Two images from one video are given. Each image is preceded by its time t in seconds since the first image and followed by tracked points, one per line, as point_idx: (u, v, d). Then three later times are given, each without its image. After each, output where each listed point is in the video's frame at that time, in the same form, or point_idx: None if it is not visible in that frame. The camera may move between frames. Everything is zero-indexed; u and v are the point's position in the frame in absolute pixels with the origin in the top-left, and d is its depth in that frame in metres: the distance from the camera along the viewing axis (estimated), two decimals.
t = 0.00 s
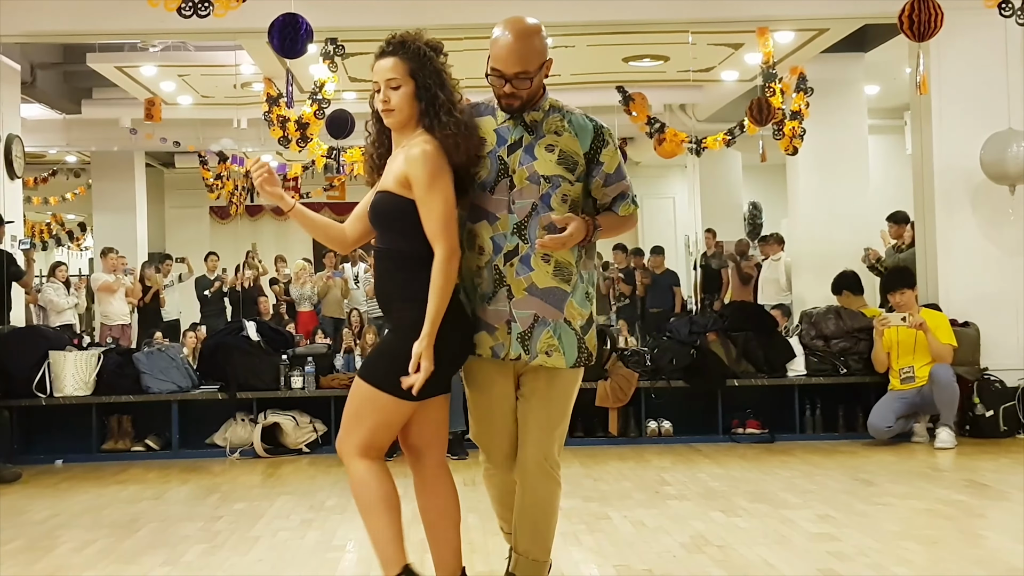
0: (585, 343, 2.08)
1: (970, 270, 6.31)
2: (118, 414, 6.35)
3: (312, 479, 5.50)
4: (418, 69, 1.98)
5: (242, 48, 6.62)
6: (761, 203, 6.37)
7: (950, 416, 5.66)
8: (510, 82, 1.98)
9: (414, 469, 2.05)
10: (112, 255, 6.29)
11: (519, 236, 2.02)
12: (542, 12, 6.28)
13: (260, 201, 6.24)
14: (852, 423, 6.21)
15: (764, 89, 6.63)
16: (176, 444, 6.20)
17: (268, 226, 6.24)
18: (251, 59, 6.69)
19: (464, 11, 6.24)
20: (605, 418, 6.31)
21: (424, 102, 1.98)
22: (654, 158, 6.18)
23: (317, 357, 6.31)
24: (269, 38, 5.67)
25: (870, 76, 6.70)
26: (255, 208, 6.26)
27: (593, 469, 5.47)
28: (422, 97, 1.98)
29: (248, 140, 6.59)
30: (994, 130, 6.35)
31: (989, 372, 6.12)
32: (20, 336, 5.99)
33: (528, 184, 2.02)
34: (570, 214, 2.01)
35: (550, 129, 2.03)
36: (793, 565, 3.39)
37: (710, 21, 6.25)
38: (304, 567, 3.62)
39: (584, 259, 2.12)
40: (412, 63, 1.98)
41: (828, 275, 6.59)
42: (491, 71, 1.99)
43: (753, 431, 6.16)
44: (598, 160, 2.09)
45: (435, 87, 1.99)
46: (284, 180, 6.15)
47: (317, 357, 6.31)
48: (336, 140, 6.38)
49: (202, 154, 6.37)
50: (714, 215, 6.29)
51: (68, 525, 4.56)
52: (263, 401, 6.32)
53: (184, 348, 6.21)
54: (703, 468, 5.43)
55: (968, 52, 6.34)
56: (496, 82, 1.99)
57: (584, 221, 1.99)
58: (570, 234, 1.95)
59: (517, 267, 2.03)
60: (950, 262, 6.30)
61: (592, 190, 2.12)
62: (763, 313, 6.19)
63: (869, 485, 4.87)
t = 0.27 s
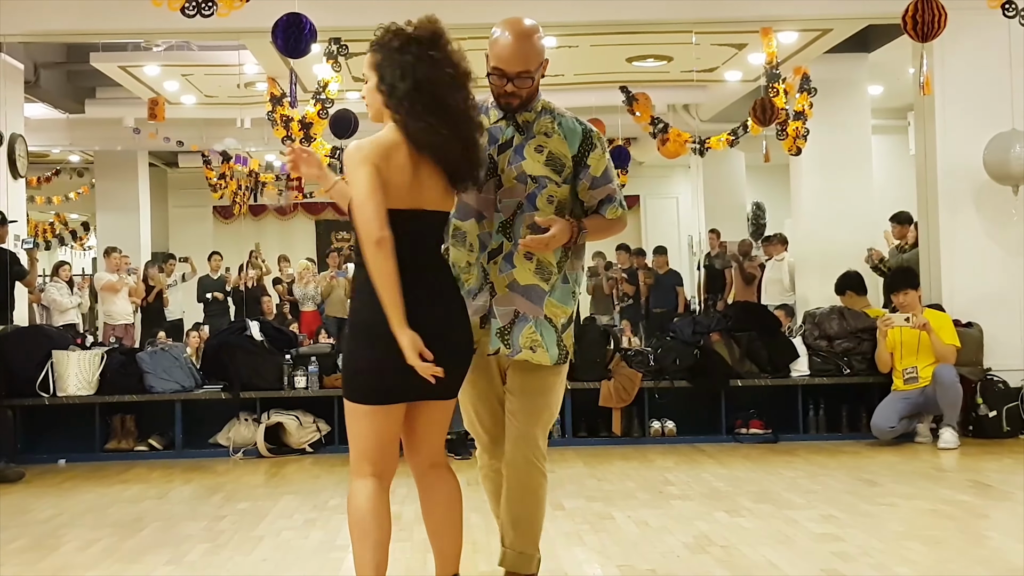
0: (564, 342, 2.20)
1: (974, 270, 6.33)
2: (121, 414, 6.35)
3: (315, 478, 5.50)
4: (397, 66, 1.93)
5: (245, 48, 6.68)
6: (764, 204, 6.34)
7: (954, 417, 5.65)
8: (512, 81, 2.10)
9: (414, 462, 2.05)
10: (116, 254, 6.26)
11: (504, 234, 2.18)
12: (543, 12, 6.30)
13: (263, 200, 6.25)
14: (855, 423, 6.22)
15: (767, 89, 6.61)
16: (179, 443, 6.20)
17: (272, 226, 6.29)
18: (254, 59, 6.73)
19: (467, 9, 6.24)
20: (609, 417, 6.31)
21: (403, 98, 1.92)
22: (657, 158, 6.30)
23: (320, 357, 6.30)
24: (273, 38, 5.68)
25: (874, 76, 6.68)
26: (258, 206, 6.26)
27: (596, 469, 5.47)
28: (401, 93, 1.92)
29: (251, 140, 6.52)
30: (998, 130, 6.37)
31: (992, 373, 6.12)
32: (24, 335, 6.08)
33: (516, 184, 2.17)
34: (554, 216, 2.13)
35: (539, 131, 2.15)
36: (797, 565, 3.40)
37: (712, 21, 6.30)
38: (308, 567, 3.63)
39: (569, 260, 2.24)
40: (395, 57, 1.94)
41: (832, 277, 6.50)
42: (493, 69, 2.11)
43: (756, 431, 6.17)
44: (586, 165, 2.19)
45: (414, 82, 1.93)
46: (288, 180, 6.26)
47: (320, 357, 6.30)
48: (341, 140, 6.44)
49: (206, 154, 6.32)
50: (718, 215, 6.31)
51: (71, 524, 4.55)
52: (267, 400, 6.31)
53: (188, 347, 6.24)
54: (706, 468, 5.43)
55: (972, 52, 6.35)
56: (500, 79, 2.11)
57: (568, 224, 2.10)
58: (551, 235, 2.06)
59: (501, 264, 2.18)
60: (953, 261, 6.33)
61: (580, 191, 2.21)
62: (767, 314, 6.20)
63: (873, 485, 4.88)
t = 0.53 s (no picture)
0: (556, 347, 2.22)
1: (974, 270, 6.34)
2: (122, 414, 6.35)
3: (316, 479, 5.49)
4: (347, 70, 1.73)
5: (247, 48, 6.68)
6: (765, 204, 6.36)
7: (954, 417, 5.66)
8: (518, 84, 2.04)
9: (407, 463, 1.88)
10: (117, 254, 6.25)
11: (507, 237, 2.13)
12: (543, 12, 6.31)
13: (265, 200, 6.19)
14: (856, 423, 6.24)
15: (768, 89, 6.60)
16: (180, 444, 6.20)
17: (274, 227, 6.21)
18: (255, 58, 6.70)
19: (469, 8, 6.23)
20: (610, 417, 6.32)
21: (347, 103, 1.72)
22: (658, 159, 6.31)
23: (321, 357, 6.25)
24: (274, 38, 5.68)
25: (875, 76, 6.69)
26: (260, 207, 6.20)
27: (598, 469, 5.47)
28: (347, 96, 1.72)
29: (253, 140, 6.50)
30: (998, 130, 6.38)
31: (993, 373, 6.13)
32: (26, 336, 6.08)
33: (520, 186, 2.12)
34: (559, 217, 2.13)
35: (538, 134, 2.12)
36: (798, 565, 3.40)
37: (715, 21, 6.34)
38: (310, 567, 3.63)
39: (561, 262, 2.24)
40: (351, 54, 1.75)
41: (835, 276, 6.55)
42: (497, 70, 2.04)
43: (757, 431, 6.19)
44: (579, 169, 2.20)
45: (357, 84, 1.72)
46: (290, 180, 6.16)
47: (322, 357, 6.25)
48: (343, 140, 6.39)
49: (207, 154, 6.37)
50: (720, 215, 6.29)
51: (72, 525, 4.55)
52: (268, 400, 6.32)
53: (189, 347, 6.21)
54: (707, 468, 5.43)
55: (972, 53, 6.36)
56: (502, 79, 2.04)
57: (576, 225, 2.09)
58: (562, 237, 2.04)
59: (504, 267, 2.14)
60: (954, 261, 6.34)
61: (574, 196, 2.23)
62: (768, 314, 6.19)
63: (874, 485, 4.88)
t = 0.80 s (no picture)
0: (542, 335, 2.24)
1: (975, 270, 6.34)
2: (124, 414, 6.36)
3: (318, 479, 5.50)
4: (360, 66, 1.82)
5: (248, 48, 6.71)
6: (766, 204, 6.33)
7: (955, 416, 5.66)
8: (523, 85, 1.98)
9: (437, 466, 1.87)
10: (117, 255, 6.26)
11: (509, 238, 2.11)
12: (544, 12, 6.33)
13: (265, 201, 6.24)
14: (857, 424, 6.24)
15: (770, 89, 6.59)
16: (181, 444, 6.20)
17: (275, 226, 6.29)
18: (257, 59, 6.72)
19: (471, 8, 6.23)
20: (612, 418, 6.32)
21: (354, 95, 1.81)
22: (660, 159, 6.35)
23: (323, 358, 6.31)
24: (276, 38, 5.68)
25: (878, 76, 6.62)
26: (261, 208, 6.27)
27: (599, 470, 5.48)
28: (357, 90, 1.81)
29: (254, 140, 6.49)
30: (998, 131, 6.38)
31: (994, 373, 6.13)
32: (27, 336, 6.05)
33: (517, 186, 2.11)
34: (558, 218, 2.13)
35: (527, 135, 2.12)
36: (800, 565, 3.40)
37: (721, 21, 6.41)
38: (311, 567, 3.63)
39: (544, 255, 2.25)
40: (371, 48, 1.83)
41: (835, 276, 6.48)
42: (502, 69, 1.96)
43: (758, 432, 6.18)
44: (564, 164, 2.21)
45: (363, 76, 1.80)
46: (290, 181, 6.25)
47: (323, 358, 6.31)
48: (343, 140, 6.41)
49: (209, 154, 6.41)
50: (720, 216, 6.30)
51: (74, 525, 4.56)
52: (270, 401, 6.32)
53: (190, 349, 6.24)
54: (708, 469, 5.44)
55: (972, 53, 6.37)
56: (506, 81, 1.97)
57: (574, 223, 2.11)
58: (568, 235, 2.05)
59: (509, 268, 2.12)
60: (954, 262, 6.34)
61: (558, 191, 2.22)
62: (769, 314, 6.19)
63: (875, 485, 4.88)
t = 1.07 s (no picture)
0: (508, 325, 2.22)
1: (973, 273, 6.33)
2: (122, 416, 6.36)
3: (317, 481, 5.49)
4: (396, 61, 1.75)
5: (247, 50, 6.67)
6: (765, 207, 6.33)
7: (954, 418, 5.67)
8: (527, 84, 1.82)
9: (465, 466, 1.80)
10: (117, 256, 6.24)
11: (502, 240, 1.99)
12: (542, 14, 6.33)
13: (265, 203, 6.21)
14: (857, 425, 6.23)
15: (768, 92, 6.63)
16: (180, 446, 6.20)
17: (274, 228, 6.24)
18: (255, 61, 6.74)
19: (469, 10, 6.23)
20: (610, 420, 6.33)
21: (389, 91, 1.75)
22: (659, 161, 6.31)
23: (321, 360, 6.30)
24: (274, 40, 5.67)
25: (876, 80, 6.72)
26: (259, 210, 6.24)
27: (599, 472, 5.47)
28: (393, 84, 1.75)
29: (253, 142, 6.53)
30: (997, 133, 6.37)
31: (993, 375, 6.13)
32: (27, 338, 6.07)
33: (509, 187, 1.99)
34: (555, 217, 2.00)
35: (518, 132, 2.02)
36: (799, 567, 3.40)
37: (719, 22, 6.35)
38: (310, 569, 3.63)
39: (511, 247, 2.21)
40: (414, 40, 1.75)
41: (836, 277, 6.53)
42: (507, 66, 1.77)
43: (756, 433, 6.18)
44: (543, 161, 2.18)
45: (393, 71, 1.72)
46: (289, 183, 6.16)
47: (322, 360, 6.30)
48: (342, 143, 6.45)
49: (207, 156, 6.31)
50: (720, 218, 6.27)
51: (73, 527, 4.55)
52: (269, 403, 6.32)
53: (189, 351, 6.24)
54: (707, 471, 5.43)
55: (971, 55, 6.37)
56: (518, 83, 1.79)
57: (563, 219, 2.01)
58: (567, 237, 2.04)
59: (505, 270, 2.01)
60: (954, 264, 6.32)
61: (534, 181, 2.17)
62: (767, 315, 6.18)
63: (875, 488, 4.88)
